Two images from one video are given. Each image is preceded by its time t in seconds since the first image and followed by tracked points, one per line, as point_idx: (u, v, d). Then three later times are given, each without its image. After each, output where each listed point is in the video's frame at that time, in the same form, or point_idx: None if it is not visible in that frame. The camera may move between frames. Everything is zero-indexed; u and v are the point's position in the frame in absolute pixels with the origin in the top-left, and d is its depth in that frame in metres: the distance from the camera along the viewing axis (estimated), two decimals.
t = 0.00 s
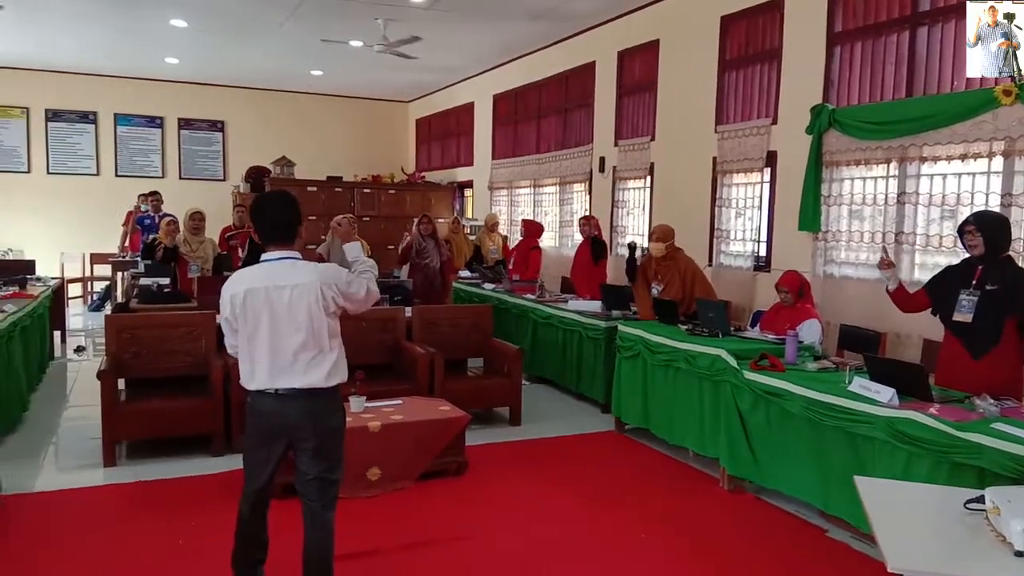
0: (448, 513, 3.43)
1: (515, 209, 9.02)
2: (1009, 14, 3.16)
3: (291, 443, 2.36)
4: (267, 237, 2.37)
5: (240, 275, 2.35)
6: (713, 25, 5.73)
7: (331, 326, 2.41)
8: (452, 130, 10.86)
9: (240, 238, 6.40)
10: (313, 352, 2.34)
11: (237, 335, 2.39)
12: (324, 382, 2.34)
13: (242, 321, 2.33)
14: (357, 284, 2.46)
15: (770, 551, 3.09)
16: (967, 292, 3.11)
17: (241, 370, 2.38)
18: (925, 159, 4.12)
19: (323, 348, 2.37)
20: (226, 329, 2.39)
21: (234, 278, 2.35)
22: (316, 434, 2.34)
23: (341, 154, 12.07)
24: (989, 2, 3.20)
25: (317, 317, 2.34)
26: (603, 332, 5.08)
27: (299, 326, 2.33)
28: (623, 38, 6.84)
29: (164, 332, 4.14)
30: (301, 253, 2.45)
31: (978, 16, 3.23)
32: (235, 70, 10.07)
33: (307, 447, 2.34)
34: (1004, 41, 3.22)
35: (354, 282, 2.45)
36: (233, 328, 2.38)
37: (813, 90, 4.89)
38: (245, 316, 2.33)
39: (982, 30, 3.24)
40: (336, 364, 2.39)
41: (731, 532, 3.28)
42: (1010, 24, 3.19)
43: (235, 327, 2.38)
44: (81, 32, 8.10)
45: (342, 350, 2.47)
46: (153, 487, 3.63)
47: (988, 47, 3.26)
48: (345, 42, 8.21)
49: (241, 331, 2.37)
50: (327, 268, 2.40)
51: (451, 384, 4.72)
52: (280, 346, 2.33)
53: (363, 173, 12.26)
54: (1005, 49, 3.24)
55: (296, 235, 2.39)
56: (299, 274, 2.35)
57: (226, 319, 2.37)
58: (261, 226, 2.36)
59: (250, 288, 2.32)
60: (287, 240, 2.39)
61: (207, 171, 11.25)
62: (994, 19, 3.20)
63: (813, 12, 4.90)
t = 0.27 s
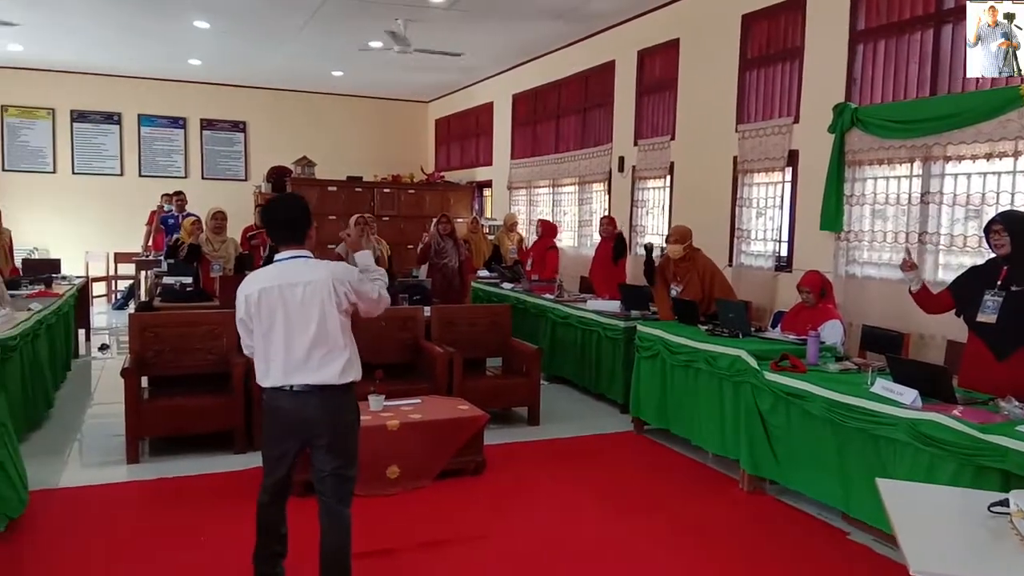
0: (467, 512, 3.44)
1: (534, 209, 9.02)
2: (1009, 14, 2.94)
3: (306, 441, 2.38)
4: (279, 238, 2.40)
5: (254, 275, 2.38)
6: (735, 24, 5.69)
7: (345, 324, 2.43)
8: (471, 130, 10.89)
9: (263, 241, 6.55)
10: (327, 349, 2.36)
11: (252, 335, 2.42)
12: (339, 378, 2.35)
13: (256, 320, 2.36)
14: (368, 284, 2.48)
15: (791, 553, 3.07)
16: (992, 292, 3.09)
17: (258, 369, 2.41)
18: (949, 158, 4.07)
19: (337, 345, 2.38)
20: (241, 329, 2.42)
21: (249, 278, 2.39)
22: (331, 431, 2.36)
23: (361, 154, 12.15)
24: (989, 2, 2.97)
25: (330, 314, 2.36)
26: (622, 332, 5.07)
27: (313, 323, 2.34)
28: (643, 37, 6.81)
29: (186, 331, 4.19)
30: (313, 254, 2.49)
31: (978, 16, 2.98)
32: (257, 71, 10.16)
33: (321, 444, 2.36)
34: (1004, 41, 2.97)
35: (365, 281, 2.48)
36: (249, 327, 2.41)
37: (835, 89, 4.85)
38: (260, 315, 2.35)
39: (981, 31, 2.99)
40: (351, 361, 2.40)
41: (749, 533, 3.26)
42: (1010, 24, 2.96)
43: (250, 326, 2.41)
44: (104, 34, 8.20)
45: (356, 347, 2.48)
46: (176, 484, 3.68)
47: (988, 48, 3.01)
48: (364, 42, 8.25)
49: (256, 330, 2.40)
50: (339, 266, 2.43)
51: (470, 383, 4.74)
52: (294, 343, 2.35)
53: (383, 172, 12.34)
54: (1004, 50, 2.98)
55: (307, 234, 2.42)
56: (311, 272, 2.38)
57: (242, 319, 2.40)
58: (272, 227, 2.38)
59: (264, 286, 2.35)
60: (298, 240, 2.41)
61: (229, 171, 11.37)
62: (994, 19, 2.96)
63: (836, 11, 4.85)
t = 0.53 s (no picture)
0: (484, 511, 3.45)
1: (552, 209, 9.03)
2: (1010, 14, 2.96)
3: (322, 438, 2.40)
4: (293, 240, 2.43)
5: (270, 274, 2.41)
6: (755, 23, 5.65)
7: (358, 321, 2.42)
8: (489, 129, 10.91)
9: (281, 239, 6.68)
10: (341, 345, 2.36)
11: (268, 334, 2.44)
12: (353, 374, 2.35)
13: (271, 318, 2.38)
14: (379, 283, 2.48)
15: (810, 555, 3.04)
16: (1015, 293, 3.03)
17: (275, 368, 2.43)
18: (973, 156, 4.02)
19: (350, 341, 2.38)
20: (258, 329, 2.44)
21: (264, 277, 2.42)
22: (347, 429, 2.37)
23: (380, 154, 12.22)
24: (990, 2, 3.00)
25: (342, 311, 2.36)
26: (641, 332, 5.05)
27: (326, 319, 2.36)
28: (662, 36, 6.78)
29: (208, 329, 4.25)
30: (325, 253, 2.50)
31: (979, 15, 3.02)
32: (277, 71, 10.25)
33: (337, 441, 2.37)
34: (1004, 41, 3.00)
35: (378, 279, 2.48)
36: (265, 326, 2.43)
37: (857, 87, 4.80)
38: (275, 313, 2.37)
39: (982, 30, 3.03)
40: (365, 357, 2.40)
41: (768, 535, 3.24)
42: (1011, 24, 2.98)
43: (266, 325, 2.43)
44: (127, 36, 8.31)
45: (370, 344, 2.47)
46: (198, 481, 3.73)
47: (989, 47, 3.05)
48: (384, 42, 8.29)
49: (271, 329, 2.42)
50: (351, 264, 2.43)
51: (488, 382, 4.75)
52: (309, 340, 2.37)
53: (401, 172, 12.39)
54: (1005, 50, 3.01)
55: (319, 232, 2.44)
56: (324, 269, 2.39)
57: (258, 318, 2.42)
58: (287, 228, 2.42)
59: (278, 285, 2.37)
60: (312, 241, 2.45)
61: (250, 171, 11.48)
62: (995, 18, 2.99)
63: (858, 7, 4.79)
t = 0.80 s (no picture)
0: (498, 511, 3.45)
1: (567, 208, 9.03)
2: (1008, 14, 2.99)
3: (337, 438, 2.41)
4: (314, 238, 2.46)
5: (288, 271, 2.44)
6: (772, 22, 5.62)
7: (373, 320, 2.43)
8: (504, 129, 10.92)
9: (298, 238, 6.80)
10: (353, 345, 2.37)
11: (285, 330, 2.47)
12: (366, 373, 2.36)
13: (288, 315, 2.41)
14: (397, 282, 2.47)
15: (826, 558, 3.02)
16: None
17: (290, 364, 2.45)
18: (993, 156, 3.98)
19: (364, 341, 2.39)
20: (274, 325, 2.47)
21: (282, 274, 2.44)
22: (361, 429, 2.38)
23: (396, 154, 12.27)
24: (989, 2, 3.03)
25: (356, 311, 2.37)
26: (656, 332, 5.04)
27: (339, 319, 2.37)
28: (678, 35, 6.76)
29: (225, 328, 4.29)
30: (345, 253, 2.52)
31: (977, 15, 3.03)
32: (294, 72, 10.31)
33: (351, 441, 2.39)
34: (1004, 41, 3.01)
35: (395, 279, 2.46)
36: (282, 322, 2.46)
37: (875, 86, 4.75)
38: (291, 310, 2.40)
39: (982, 30, 3.04)
40: (378, 358, 2.40)
41: (782, 537, 3.22)
42: (1010, 24, 3.00)
43: (283, 322, 2.46)
44: (146, 37, 8.40)
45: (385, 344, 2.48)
46: (215, 478, 3.76)
47: (988, 47, 3.05)
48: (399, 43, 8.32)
49: (287, 325, 2.44)
50: (367, 264, 2.43)
51: (503, 382, 4.76)
52: (322, 339, 2.39)
53: (417, 172, 12.43)
54: (1005, 50, 3.02)
55: (340, 233, 2.45)
56: (340, 268, 2.40)
57: (275, 315, 2.45)
58: (308, 227, 2.44)
59: (295, 282, 2.40)
60: (332, 241, 2.47)
61: (267, 171, 11.57)
62: (994, 18, 3.01)
63: (877, 5, 4.75)
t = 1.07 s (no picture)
0: (513, 510, 3.46)
1: (582, 208, 9.02)
2: (1007, 14, 3.14)
3: (355, 437, 2.42)
4: (346, 236, 2.46)
5: (314, 268, 2.45)
6: (789, 20, 5.58)
7: (395, 323, 2.45)
8: (519, 129, 10.93)
9: (315, 239, 6.96)
10: (375, 346, 2.38)
11: (306, 325, 2.48)
12: (385, 375, 2.38)
13: (311, 312, 2.42)
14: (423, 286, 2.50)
15: (842, 560, 3.00)
16: None
17: (309, 360, 2.46)
18: (1013, 155, 3.93)
19: (386, 342, 2.41)
20: (296, 320, 2.48)
21: (308, 269, 2.45)
22: (379, 429, 2.39)
23: (411, 154, 12.32)
24: (989, 2, 3.18)
25: (381, 313, 2.39)
26: (671, 332, 5.03)
27: (363, 319, 2.39)
28: (693, 34, 6.73)
29: (241, 327, 4.32)
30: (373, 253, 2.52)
31: (977, 16, 3.19)
32: (310, 73, 10.37)
33: (369, 441, 2.40)
34: (1004, 41, 3.17)
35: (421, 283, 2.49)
36: (304, 319, 2.47)
37: (893, 85, 4.71)
38: (315, 307, 2.42)
39: (982, 30, 3.21)
40: (398, 361, 2.42)
41: (799, 540, 3.20)
42: (1010, 24, 3.16)
43: (305, 318, 2.47)
44: (164, 38, 8.49)
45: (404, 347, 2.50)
46: (231, 476, 3.80)
47: (988, 47, 3.22)
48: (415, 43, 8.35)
49: (310, 321, 2.46)
50: (395, 267, 2.46)
51: (518, 382, 4.76)
52: (344, 338, 2.40)
53: (432, 172, 12.47)
54: (1004, 50, 3.18)
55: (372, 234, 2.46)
56: (367, 269, 2.42)
57: (297, 310, 2.46)
58: (339, 223, 2.45)
59: (322, 280, 2.41)
60: (362, 239, 2.47)
61: (283, 171, 11.64)
62: (994, 19, 3.17)
63: (895, 3, 4.71)
